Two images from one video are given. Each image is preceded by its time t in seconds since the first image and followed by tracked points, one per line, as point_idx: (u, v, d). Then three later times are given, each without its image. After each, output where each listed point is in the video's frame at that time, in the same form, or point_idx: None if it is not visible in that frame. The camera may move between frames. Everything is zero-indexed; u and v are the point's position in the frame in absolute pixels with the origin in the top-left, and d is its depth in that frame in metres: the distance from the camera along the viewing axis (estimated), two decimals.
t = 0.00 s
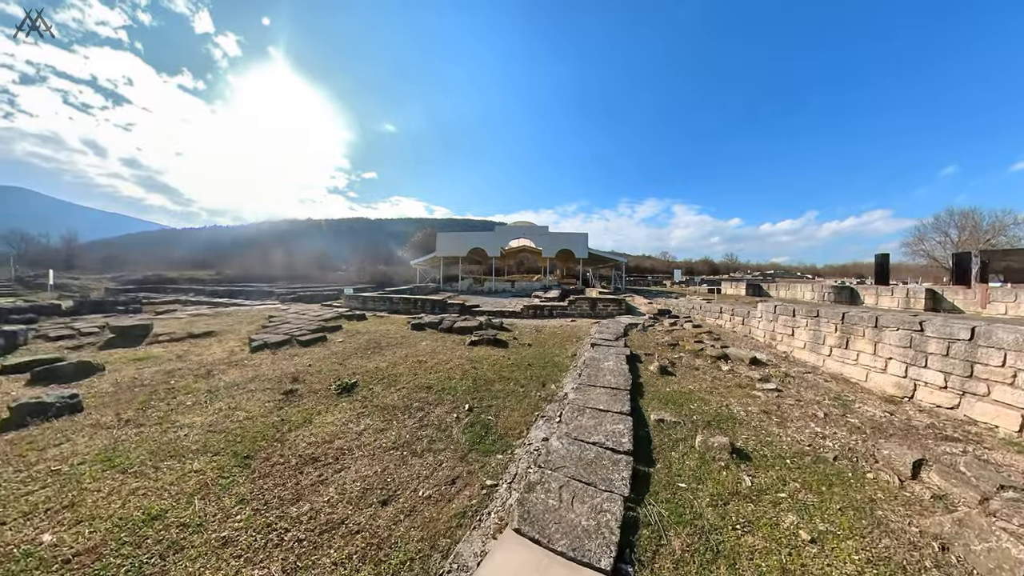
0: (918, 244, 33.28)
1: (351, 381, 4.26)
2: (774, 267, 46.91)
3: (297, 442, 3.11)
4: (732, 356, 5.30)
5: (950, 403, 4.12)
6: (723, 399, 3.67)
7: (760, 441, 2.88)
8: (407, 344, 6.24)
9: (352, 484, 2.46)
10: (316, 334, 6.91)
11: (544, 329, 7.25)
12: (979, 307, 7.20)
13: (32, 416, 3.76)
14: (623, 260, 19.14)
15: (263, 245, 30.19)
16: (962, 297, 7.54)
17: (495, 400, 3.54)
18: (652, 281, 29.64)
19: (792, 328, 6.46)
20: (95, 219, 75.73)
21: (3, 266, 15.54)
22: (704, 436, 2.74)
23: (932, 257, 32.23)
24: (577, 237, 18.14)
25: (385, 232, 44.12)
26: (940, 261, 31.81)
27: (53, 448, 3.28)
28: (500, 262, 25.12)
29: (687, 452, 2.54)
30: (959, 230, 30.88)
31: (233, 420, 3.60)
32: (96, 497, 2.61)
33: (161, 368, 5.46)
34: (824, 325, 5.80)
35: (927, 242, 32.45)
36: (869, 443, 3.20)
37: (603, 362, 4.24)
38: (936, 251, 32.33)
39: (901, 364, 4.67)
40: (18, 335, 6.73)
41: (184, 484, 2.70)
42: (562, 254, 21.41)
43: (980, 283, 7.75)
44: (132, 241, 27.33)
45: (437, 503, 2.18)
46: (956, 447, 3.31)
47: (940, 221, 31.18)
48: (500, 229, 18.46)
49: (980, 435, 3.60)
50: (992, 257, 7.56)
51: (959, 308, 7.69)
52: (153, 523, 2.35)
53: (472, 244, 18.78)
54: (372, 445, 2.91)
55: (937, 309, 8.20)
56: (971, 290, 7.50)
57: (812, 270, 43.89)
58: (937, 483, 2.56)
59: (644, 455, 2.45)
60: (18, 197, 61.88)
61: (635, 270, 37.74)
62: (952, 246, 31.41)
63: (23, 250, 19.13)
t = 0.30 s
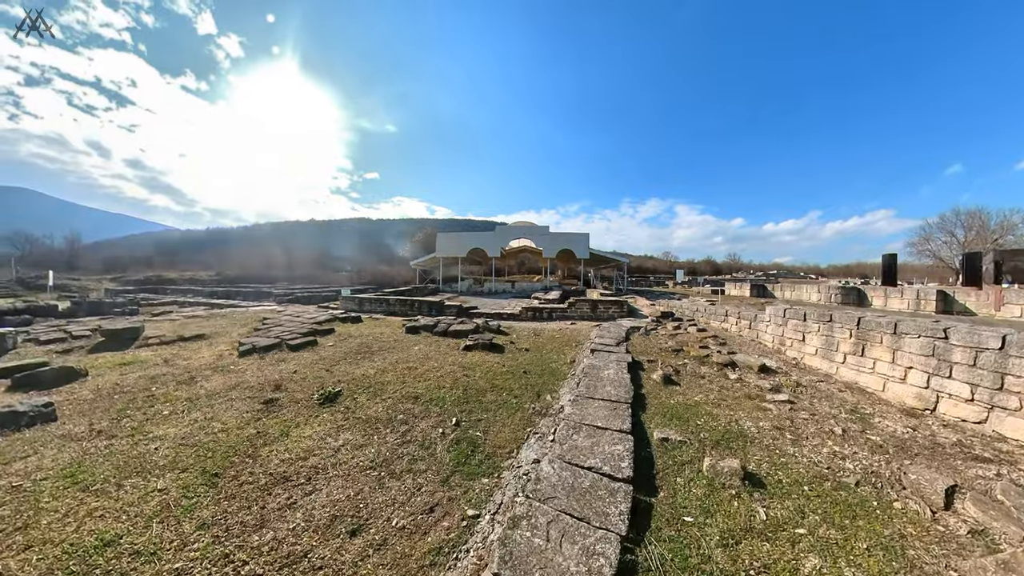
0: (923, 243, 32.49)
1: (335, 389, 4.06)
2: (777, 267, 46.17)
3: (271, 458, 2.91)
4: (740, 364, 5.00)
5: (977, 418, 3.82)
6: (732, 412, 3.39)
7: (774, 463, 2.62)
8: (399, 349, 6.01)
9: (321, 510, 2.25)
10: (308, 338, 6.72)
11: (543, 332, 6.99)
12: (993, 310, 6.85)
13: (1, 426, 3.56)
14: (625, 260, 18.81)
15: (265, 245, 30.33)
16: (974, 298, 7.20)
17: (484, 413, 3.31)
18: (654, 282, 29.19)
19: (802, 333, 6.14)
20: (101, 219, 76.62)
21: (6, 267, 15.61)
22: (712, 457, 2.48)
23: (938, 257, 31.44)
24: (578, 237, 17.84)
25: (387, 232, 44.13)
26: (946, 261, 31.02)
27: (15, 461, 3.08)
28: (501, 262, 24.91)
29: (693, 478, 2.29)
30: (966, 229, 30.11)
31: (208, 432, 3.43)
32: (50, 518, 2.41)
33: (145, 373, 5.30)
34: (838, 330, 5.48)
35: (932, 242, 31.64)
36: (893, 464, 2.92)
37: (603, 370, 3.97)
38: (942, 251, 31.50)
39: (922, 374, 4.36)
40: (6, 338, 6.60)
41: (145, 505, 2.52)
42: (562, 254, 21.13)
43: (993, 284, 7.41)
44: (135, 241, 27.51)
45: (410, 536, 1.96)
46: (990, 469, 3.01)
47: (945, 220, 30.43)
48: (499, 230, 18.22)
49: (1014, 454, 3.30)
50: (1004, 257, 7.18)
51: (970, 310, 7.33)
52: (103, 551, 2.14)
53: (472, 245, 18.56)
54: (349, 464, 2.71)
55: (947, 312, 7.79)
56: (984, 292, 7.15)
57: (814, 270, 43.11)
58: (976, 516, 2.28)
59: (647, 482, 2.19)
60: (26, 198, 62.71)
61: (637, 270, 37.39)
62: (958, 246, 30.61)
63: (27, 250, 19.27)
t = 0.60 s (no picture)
0: (928, 243, 31.83)
1: (326, 391, 3.95)
2: (780, 267, 45.57)
3: (254, 464, 2.82)
4: (747, 366, 4.80)
5: (1000, 425, 3.61)
6: (741, 418, 3.21)
7: (787, 475, 2.44)
8: (395, 350, 5.86)
9: (301, 522, 2.13)
10: (303, 338, 6.60)
11: (543, 333, 6.82)
12: (1004, 310, 6.56)
13: None
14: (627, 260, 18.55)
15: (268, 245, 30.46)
16: (985, 298, 6.91)
17: (478, 418, 3.15)
18: (656, 282, 28.86)
19: (812, 334, 5.92)
20: (111, 220, 77.69)
21: (12, 265, 15.78)
22: (720, 468, 2.31)
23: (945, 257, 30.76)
24: (580, 237, 17.64)
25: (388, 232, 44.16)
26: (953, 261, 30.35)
27: None
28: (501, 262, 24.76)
29: (700, 491, 2.12)
30: (973, 229, 29.47)
31: (193, 436, 3.35)
32: (18, 525, 2.29)
33: (136, 373, 5.21)
34: (849, 331, 5.27)
35: (938, 242, 30.95)
36: (915, 476, 2.72)
37: (605, 372, 3.79)
38: (948, 251, 30.80)
39: (940, 378, 4.15)
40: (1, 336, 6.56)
41: (120, 512, 2.40)
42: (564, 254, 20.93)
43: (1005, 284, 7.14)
44: (139, 241, 27.68)
45: (390, 553, 1.83)
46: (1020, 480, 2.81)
47: (951, 219, 29.83)
48: (500, 229, 18.05)
49: None
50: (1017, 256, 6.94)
51: (981, 311, 7.05)
52: (69, 563, 2.01)
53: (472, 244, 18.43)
54: (334, 471, 2.58)
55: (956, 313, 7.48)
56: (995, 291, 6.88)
57: (818, 270, 42.44)
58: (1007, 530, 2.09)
59: (649, 495, 2.03)
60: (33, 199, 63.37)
61: (638, 270, 37.10)
62: (965, 245, 29.97)
63: (32, 249, 19.42)
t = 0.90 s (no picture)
0: (935, 242, 31.09)
1: (310, 398, 3.78)
2: (783, 267, 44.87)
3: (223, 480, 2.63)
4: (760, 371, 4.50)
5: None
6: (758, 430, 2.91)
7: (816, 499, 2.15)
8: (388, 352, 5.61)
9: (263, 551, 1.91)
10: (294, 339, 6.39)
11: (544, 335, 6.54)
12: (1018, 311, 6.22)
13: None
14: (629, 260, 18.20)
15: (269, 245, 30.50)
16: (1000, 299, 6.56)
17: (471, 430, 2.90)
18: (658, 282, 28.44)
19: (827, 337, 5.56)
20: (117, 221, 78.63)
21: (12, 265, 15.80)
22: (741, 492, 2.03)
23: (952, 256, 30.03)
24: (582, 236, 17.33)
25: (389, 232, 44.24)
26: (960, 261, 29.65)
27: None
28: (502, 262, 24.58)
29: (719, 522, 1.84)
30: (979, 228, 28.82)
31: (163, 446, 3.23)
32: None
33: (119, 377, 5.06)
34: (869, 334, 4.92)
35: (944, 241, 30.25)
36: (957, 498, 2.40)
37: (608, 378, 3.52)
38: (955, 251, 30.04)
39: (971, 385, 3.81)
40: None
41: (71, 534, 2.19)
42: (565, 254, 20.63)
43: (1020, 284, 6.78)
44: (141, 241, 27.81)
45: None
46: None
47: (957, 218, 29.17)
48: (501, 228, 17.79)
49: None
50: None
51: (997, 312, 6.69)
52: None
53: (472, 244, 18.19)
54: (308, 490, 2.35)
55: (969, 313, 7.16)
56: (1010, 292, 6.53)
57: (822, 270, 41.71)
58: None
59: (662, 528, 1.76)
60: (41, 200, 64.16)
61: (641, 270, 36.73)
62: (972, 245, 29.24)
63: (34, 249, 19.51)
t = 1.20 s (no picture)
0: (941, 242, 30.34)
1: (294, 404, 3.63)
2: (787, 267, 44.16)
3: (191, 497, 2.45)
4: (772, 377, 4.21)
5: None
6: (774, 445, 2.65)
7: (844, 528, 1.87)
8: (380, 355, 5.39)
9: None
10: (285, 341, 6.23)
11: (544, 337, 6.30)
12: None
13: None
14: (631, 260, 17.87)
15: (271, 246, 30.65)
16: (1013, 301, 6.20)
17: (461, 443, 2.68)
18: (660, 282, 27.91)
19: (841, 340, 5.17)
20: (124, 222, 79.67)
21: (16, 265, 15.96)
22: (759, 521, 1.78)
23: (958, 256, 29.29)
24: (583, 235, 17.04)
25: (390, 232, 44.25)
26: (966, 261, 28.86)
27: None
28: (503, 262, 24.40)
29: (732, 554, 1.61)
30: (985, 228, 28.12)
31: (136, 455, 3.07)
32: None
33: (106, 380, 5.03)
34: (889, 338, 4.52)
35: (950, 241, 29.55)
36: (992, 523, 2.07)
37: (611, 385, 3.27)
38: (961, 251, 29.29)
39: (1001, 395, 3.41)
40: None
41: (21, 554, 2.00)
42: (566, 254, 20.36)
43: None
44: (145, 241, 28.05)
45: None
46: None
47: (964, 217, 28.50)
48: (501, 228, 17.57)
49: None
50: None
51: (1014, 314, 6.30)
52: None
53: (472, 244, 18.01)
54: (279, 511, 2.17)
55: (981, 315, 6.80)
56: None
57: (825, 270, 40.96)
58: None
59: (672, 565, 1.53)
60: (51, 202, 65.33)
61: (643, 270, 36.33)
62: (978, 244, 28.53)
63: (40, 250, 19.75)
